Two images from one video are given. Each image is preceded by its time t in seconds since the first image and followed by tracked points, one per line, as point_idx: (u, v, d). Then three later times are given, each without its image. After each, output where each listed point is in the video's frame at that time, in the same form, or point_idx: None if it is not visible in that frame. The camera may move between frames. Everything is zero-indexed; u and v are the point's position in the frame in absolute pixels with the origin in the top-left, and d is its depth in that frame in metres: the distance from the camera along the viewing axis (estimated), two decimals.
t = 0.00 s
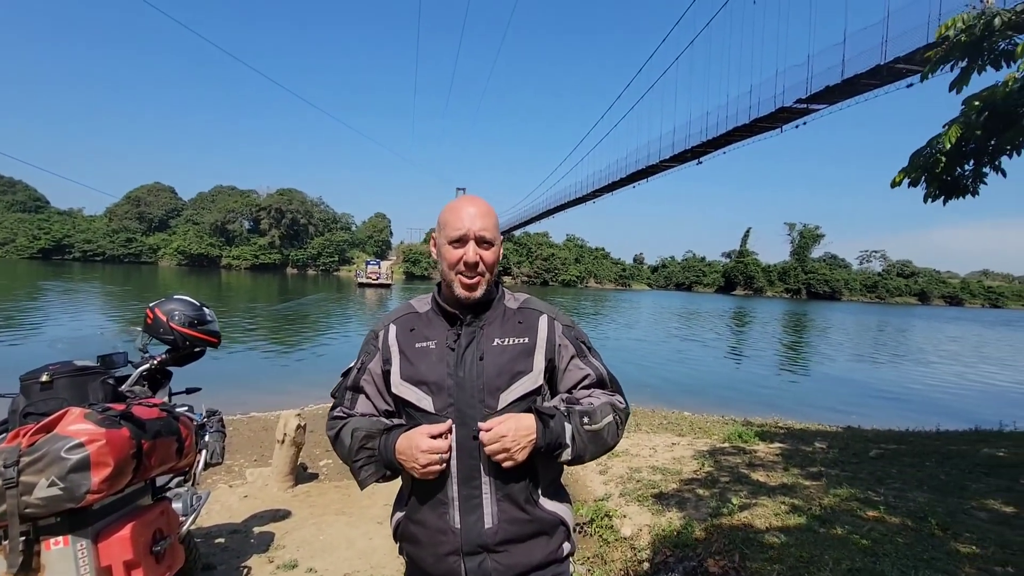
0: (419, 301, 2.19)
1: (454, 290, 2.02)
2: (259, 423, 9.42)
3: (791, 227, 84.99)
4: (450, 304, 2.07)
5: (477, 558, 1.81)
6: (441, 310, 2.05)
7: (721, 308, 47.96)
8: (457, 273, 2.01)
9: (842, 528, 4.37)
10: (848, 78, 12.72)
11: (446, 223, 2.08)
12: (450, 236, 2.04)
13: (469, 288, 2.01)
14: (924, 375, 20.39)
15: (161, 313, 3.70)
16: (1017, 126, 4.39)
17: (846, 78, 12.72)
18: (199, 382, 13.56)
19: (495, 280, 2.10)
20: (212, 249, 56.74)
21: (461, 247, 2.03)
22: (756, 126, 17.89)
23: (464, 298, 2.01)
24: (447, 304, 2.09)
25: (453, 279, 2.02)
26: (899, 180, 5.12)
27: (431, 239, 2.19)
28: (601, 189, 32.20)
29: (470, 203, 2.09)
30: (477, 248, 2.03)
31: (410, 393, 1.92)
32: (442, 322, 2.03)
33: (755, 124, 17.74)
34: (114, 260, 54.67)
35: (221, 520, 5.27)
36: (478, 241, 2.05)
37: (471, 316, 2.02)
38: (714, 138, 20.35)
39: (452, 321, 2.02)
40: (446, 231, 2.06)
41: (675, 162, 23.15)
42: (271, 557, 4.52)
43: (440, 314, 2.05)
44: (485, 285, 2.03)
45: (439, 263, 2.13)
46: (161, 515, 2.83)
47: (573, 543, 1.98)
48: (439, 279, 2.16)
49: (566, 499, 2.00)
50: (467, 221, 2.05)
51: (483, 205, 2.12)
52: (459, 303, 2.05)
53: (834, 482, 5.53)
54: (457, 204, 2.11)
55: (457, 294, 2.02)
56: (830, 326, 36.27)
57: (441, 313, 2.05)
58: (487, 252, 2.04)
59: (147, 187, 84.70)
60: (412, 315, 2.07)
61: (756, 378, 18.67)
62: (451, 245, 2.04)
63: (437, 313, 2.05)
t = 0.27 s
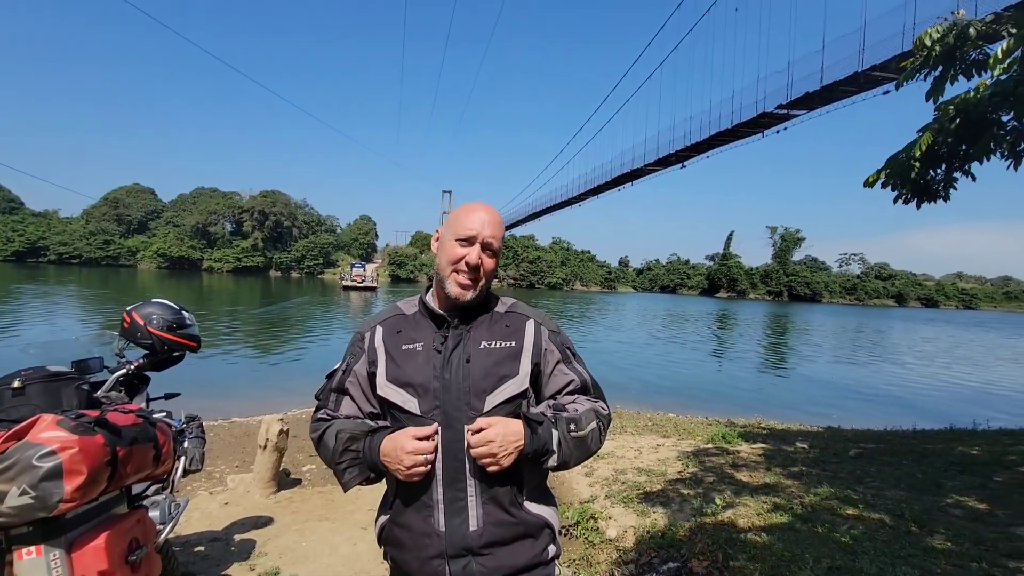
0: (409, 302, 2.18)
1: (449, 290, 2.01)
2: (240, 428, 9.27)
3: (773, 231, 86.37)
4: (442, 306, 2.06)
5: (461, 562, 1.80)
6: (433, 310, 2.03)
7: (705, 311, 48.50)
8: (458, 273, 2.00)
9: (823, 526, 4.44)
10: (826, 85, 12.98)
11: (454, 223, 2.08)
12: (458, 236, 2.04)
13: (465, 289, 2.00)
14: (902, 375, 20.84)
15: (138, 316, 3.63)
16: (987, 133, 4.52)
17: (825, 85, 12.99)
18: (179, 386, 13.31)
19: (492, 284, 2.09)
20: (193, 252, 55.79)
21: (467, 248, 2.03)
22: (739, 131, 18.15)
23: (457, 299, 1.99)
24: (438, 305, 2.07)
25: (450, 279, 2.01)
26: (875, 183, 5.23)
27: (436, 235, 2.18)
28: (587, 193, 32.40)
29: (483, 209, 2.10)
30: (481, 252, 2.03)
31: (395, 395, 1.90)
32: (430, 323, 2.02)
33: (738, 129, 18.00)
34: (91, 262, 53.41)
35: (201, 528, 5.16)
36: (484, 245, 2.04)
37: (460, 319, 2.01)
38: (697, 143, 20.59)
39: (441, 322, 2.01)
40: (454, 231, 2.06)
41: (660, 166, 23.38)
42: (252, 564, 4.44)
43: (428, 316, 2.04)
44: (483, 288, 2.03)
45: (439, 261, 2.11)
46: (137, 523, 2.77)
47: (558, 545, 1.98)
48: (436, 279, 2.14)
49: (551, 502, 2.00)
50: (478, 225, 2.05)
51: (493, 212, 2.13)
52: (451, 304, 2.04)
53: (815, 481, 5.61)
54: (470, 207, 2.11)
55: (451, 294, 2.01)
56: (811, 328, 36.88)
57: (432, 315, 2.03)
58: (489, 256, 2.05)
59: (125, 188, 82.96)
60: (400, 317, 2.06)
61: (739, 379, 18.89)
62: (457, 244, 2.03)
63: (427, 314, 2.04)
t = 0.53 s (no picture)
0: (403, 303, 2.16)
1: (444, 292, 2.00)
2: (228, 433, 9.17)
3: (762, 234, 87.17)
4: (436, 307, 2.05)
5: (454, 563, 1.79)
6: (428, 312, 2.02)
7: (695, 313, 48.81)
8: (448, 275, 2.00)
9: (810, 526, 4.49)
10: (813, 90, 13.16)
11: (439, 226, 2.08)
12: (444, 238, 2.03)
13: (460, 291, 2.00)
14: (888, 376, 21.11)
15: (124, 320, 3.58)
16: (968, 137, 4.61)
17: (812, 90, 13.16)
18: (166, 391, 13.14)
19: (484, 285, 2.09)
20: (181, 255, 55.19)
21: (454, 249, 2.03)
22: (727, 135, 18.33)
23: (454, 301, 1.99)
24: (433, 306, 2.06)
25: (443, 282, 2.00)
26: (861, 185, 5.31)
27: (422, 239, 2.18)
28: (577, 196, 32.51)
29: (464, 209, 2.10)
30: (469, 252, 2.03)
31: (391, 394, 1.88)
32: (426, 324, 2.01)
33: (726, 133, 18.18)
34: (75, 266, 52.64)
35: (188, 534, 5.10)
36: (471, 245, 2.05)
37: (457, 319, 2.01)
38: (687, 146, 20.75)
39: (437, 323, 2.00)
40: (440, 234, 2.06)
41: (649, 169, 23.55)
42: (240, 571, 4.39)
43: (425, 317, 2.02)
44: (475, 288, 2.02)
45: (428, 265, 2.11)
46: (121, 529, 2.72)
47: (550, 548, 1.98)
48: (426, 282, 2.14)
49: (544, 504, 2.01)
50: (461, 224, 2.05)
51: (476, 209, 2.13)
52: (445, 306, 2.03)
53: (802, 481, 5.67)
54: (451, 209, 2.11)
55: (446, 297, 2.00)
56: (799, 330, 37.25)
57: (427, 316, 2.02)
58: (479, 255, 2.05)
59: (111, 190, 81.86)
60: (397, 317, 2.04)
61: (728, 381, 19.02)
62: (444, 247, 2.03)
63: (423, 315, 2.03)
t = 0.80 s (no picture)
0: (398, 305, 2.15)
1: (439, 296, 2.00)
2: (220, 437, 9.10)
3: (755, 236, 87.71)
4: (431, 311, 2.04)
5: (452, 566, 1.79)
6: (423, 315, 2.01)
7: (689, 315, 49.01)
8: (442, 280, 1.99)
9: (803, 526, 4.51)
10: (805, 94, 13.27)
11: (430, 230, 2.08)
12: (435, 243, 2.03)
13: (456, 294, 1.99)
14: (880, 378, 21.26)
15: (114, 322, 3.55)
16: (957, 140, 4.66)
17: (803, 94, 13.27)
18: (157, 394, 13.03)
19: (478, 287, 2.09)
20: (173, 257, 54.78)
21: (446, 253, 2.03)
22: (720, 138, 18.44)
23: (450, 304, 1.98)
24: (428, 309, 2.05)
25: (438, 285, 1.99)
26: (853, 189, 5.35)
27: (414, 245, 2.17)
28: (571, 198, 32.58)
29: (453, 212, 2.09)
30: (461, 255, 2.03)
31: (387, 398, 1.88)
32: (422, 326, 2.00)
33: (719, 136, 18.29)
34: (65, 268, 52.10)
35: (180, 538, 5.05)
36: (462, 248, 2.05)
37: (453, 321, 2.00)
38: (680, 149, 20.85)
39: (433, 326, 1.99)
40: (431, 239, 2.05)
41: (643, 172, 23.63)
42: None
43: (421, 319, 2.01)
44: (469, 291, 2.02)
45: (422, 271, 2.10)
46: (111, 534, 2.69)
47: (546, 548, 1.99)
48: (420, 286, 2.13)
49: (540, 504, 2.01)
50: (452, 228, 2.05)
51: (466, 212, 2.13)
52: (440, 310, 2.02)
53: (795, 482, 5.70)
54: (440, 213, 2.11)
55: (442, 300, 1.99)
56: (791, 332, 37.47)
57: (423, 319, 2.01)
58: (471, 257, 2.05)
59: (102, 192, 81.17)
60: (392, 320, 2.03)
61: (722, 383, 19.09)
62: (435, 252, 2.03)
63: (418, 318, 2.02)
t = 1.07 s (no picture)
0: (392, 310, 2.15)
1: (432, 299, 2.00)
2: (212, 440, 9.03)
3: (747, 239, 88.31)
4: (425, 315, 2.04)
5: (445, 571, 1.78)
6: (418, 320, 2.01)
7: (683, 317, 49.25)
8: (435, 283, 2.00)
9: (795, 527, 4.54)
10: (796, 98, 13.40)
11: (423, 234, 2.08)
12: (429, 246, 2.03)
13: (450, 297, 1.99)
14: (871, 380, 21.43)
15: (104, 326, 3.52)
16: (946, 145, 4.73)
17: (795, 98, 13.41)
18: (149, 397, 12.93)
19: (472, 290, 2.09)
20: (164, 259, 54.37)
21: (440, 256, 2.03)
22: (712, 141, 18.59)
23: (444, 306, 1.98)
24: (422, 313, 2.05)
25: (432, 289, 2.00)
26: (842, 193, 5.41)
27: (408, 249, 2.18)
28: (565, 201, 32.69)
29: (447, 215, 2.10)
30: (455, 258, 2.03)
31: (381, 403, 1.87)
32: (417, 332, 2.00)
33: (711, 139, 18.43)
34: (55, 270, 51.61)
35: (170, 544, 5.00)
36: (456, 251, 2.05)
37: (447, 326, 2.00)
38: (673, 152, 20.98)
39: (428, 332, 1.99)
40: (424, 242, 2.05)
41: (636, 175, 23.75)
42: None
43: (415, 324, 2.02)
44: (463, 293, 2.02)
45: (416, 274, 2.11)
46: (99, 540, 2.67)
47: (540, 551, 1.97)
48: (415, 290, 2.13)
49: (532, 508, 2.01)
50: (445, 231, 2.05)
51: (459, 216, 2.13)
52: (434, 313, 2.02)
53: (787, 483, 5.73)
54: (434, 216, 2.11)
55: (436, 304, 1.99)
56: (783, 334, 37.72)
57: (417, 324, 2.02)
58: (465, 260, 2.05)
59: (92, 194, 80.44)
60: (387, 325, 2.03)
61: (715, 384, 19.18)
62: (429, 255, 2.03)
63: (413, 323, 2.02)
